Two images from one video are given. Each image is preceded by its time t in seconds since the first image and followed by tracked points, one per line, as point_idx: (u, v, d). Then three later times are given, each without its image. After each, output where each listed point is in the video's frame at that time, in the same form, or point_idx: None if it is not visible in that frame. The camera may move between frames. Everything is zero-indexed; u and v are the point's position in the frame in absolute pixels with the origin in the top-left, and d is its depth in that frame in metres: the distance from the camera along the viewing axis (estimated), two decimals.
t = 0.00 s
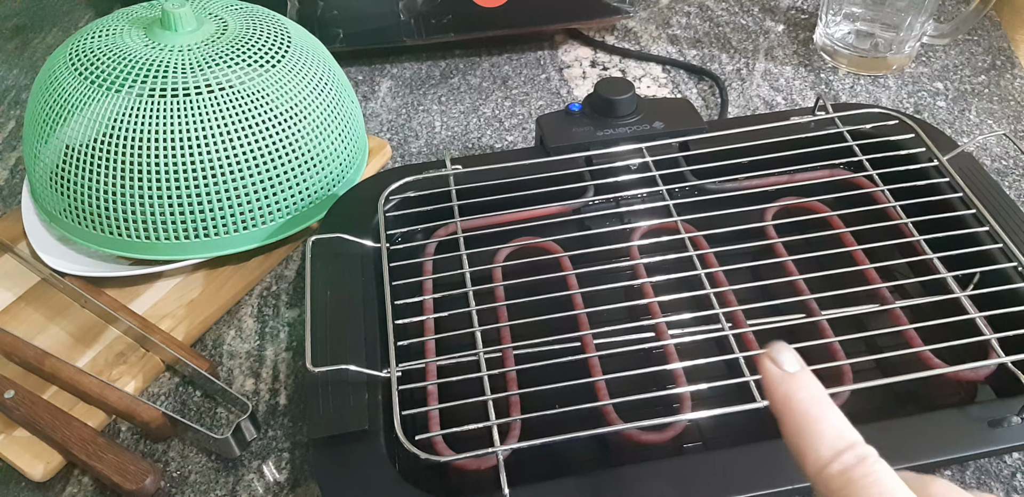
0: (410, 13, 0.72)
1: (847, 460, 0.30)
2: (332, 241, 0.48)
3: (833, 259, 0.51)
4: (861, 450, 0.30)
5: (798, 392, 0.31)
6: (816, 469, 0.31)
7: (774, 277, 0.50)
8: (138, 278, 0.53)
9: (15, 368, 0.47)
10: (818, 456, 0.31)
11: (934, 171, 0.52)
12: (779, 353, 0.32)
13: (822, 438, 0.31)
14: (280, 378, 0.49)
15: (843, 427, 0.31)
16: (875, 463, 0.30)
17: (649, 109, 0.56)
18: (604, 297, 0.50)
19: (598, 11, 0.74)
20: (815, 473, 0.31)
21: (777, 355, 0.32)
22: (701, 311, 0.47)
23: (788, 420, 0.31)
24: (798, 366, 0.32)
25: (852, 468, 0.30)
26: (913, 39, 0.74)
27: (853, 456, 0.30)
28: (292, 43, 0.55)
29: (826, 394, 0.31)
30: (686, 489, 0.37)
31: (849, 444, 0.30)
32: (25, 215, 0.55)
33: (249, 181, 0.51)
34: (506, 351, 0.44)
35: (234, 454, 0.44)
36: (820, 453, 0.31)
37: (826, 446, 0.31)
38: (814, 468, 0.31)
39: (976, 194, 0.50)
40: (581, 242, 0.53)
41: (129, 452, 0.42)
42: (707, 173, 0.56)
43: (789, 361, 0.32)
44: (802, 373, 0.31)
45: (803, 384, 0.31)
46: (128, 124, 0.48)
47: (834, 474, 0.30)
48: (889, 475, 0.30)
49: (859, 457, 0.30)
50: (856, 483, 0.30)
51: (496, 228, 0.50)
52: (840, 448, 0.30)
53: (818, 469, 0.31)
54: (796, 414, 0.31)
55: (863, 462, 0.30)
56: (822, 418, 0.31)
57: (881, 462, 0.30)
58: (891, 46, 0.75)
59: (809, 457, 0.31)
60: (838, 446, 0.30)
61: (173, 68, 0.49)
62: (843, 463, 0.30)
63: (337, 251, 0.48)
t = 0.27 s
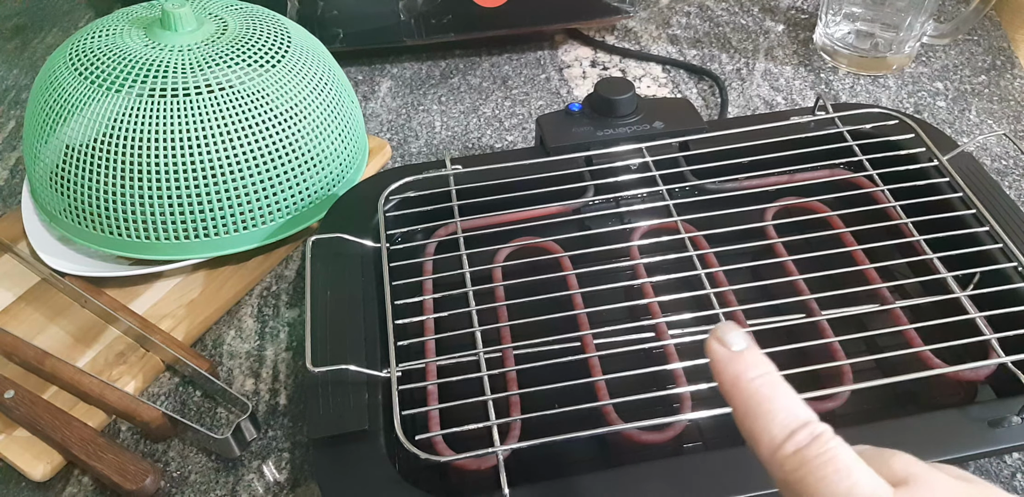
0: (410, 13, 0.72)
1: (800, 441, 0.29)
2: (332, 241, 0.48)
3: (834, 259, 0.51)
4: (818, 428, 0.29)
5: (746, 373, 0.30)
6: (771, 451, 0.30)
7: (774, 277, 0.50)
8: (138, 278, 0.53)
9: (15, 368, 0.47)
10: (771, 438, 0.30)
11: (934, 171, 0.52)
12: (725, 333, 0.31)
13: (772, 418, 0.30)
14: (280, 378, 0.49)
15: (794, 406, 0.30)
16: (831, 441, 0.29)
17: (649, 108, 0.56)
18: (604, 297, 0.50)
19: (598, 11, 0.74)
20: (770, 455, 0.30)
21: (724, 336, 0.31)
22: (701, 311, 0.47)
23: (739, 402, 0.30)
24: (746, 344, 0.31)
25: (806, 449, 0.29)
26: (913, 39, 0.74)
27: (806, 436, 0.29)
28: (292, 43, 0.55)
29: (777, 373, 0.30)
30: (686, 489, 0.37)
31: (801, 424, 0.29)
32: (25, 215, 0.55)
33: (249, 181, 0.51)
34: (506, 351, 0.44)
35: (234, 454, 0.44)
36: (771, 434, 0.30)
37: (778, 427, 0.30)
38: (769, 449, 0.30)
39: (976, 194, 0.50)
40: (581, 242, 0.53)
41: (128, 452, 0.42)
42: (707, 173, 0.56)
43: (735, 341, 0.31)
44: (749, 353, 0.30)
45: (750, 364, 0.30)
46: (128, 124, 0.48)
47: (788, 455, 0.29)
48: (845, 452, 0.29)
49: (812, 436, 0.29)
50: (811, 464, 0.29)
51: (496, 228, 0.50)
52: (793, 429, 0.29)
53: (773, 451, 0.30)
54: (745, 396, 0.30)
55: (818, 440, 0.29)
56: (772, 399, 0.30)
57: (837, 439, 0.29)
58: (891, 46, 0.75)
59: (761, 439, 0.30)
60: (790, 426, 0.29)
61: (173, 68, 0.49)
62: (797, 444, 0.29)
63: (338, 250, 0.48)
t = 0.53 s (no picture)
0: (410, 13, 0.72)
1: (771, 442, 0.30)
2: (333, 241, 0.48)
3: (833, 259, 0.51)
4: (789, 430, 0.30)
5: (717, 378, 0.31)
6: (745, 454, 0.31)
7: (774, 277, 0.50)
8: (138, 278, 0.53)
9: (15, 368, 0.47)
10: (744, 440, 0.31)
11: (934, 171, 0.52)
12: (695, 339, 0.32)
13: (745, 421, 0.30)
14: (280, 378, 0.49)
15: (765, 408, 0.30)
16: (802, 442, 0.30)
17: (649, 109, 0.56)
18: (604, 297, 0.50)
19: (598, 10, 0.74)
20: (743, 458, 0.31)
21: (695, 342, 0.32)
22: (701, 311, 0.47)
23: (711, 406, 0.31)
24: (717, 350, 0.31)
25: (778, 450, 0.30)
26: (913, 39, 0.74)
27: (776, 437, 0.30)
28: (292, 43, 0.55)
29: (747, 377, 0.31)
30: (686, 489, 0.37)
31: (772, 426, 0.30)
32: (25, 215, 0.55)
33: (249, 181, 0.51)
34: (506, 351, 0.44)
35: (234, 454, 0.44)
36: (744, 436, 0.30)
37: (750, 430, 0.30)
38: (743, 452, 0.31)
39: (976, 194, 0.50)
40: (581, 243, 0.53)
41: (128, 452, 0.42)
42: (707, 173, 0.56)
43: (707, 347, 0.31)
44: (720, 358, 0.31)
45: (721, 369, 0.31)
46: (128, 124, 0.48)
47: (761, 457, 0.30)
48: (816, 452, 0.30)
49: (783, 437, 0.30)
50: (783, 465, 0.30)
51: (496, 228, 0.50)
52: (765, 431, 0.30)
53: (746, 453, 0.31)
54: (716, 400, 0.31)
55: (790, 442, 0.30)
56: (742, 402, 0.30)
57: (808, 440, 0.30)
58: (891, 46, 0.75)
59: (735, 442, 0.31)
60: (762, 427, 0.30)
61: (173, 68, 0.49)
62: (770, 446, 0.30)
63: (338, 250, 0.48)
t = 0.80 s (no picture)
0: (410, 13, 0.72)
1: (753, 429, 0.33)
2: (333, 241, 0.48)
3: (833, 259, 0.51)
4: (770, 417, 0.33)
5: (703, 365, 0.34)
6: (727, 440, 0.34)
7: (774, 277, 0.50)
8: (138, 278, 0.53)
9: (15, 368, 0.47)
10: (726, 427, 0.34)
11: (934, 171, 0.52)
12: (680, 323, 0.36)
13: (729, 408, 0.34)
14: (280, 378, 0.49)
15: (747, 397, 0.34)
16: (782, 429, 0.33)
17: (649, 109, 0.56)
18: (604, 297, 0.50)
19: (598, 11, 0.74)
20: (725, 443, 0.34)
21: (681, 331, 0.35)
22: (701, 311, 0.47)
23: (698, 393, 0.35)
24: (702, 337, 0.35)
25: (759, 436, 0.33)
26: (913, 39, 0.74)
27: (755, 423, 0.33)
28: (292, 43, 0.55)
29: (731, 366, 0.34)
30: (687, 489, 0.37)
31: (752, 413, 0.33)
32: (25, 215, 0.55)
33: (249, 181, 0.51)
34: (506, 351, 0.44)
35: (234, 454, 0.44)
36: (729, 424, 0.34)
37: (732, 416, 0.34)
38: (725, 437, 0.34)
39: (976, 194, 0.50)
40: (581, 243, 0.53)
41: (128, 452, 0.42)
42: (707, 173, 0.56)
43: (692, 334, 0.35)
44: (703, 346, 0.35)
45: (705, 357, 0.34)
46: (128, 124, 0.48)
47: (742, 442, 0.33)
48: (795, 439, 0.33)
49: (765, 425, 0.33)
50: (763, 449, 0.33)
51: (496, 228, 0.50)
52: (747, 416, 0.33)
53: (729, 438, 0.34)
54: (703, 386, 0.34)
55: (770, 427, 0.33)
56: (725, 389, 0.34)
57: (788, 428, 0.33)
58: (891, 46, 0.75)
59: (718, 428, 0.34)
60: (743, 414, 0.33)
61: (173, 68, 0.49)
62: (751, 431, 0.33)
63: (338, 250, 0.48)
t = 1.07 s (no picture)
0: (410, 13, 0.72)
1: (736, 440, 0.32)
2: (332, 241, 0.48)
3: (834, 259, 0.51)
4: (754, 431, 0.32)
5: (693, 379, 0.33)
6: (710, 451, 0.32)
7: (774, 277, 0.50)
8: (138, 278, 0.53)
9: (15, 368, 0.47)
10: (711, 439, 0.32)
11: (934, 171, 0.52)
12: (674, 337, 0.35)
13: (713, 421, 0.32)
14: (280, 378, 0.49)
15: (735, 411, 0.32)
16: (764, 443, 0.31)
17: (649, 109, 0.56)
18: (604, 297, 0.50)
19: (598, 10, 0.74)
20: (708, 454, 0.33)
21: (674, 346, 0.34)
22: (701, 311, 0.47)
23: (685, 405, 0.33)
24: (695, 352, 0.33)
25: (740, 448, 0.32)
26: (913, 39, 0.74)
27: (739, 437, 0.32)
28: (292, 43, 0.55)
29: (721, 381, 0.33)
30: (687, 489, 0.37)
31: (739, 427, 0.32)
32: (25, 215, 0.55)
33: (249, 181, 0.51)
34: (506, 351, 0.44)
35: (234, 454, 0.44)
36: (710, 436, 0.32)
37: (717, 429, 0.32)
38: (708, 448, 0.32)
39: (976, 194, 0.50)
40: (581, 243, 0.53)
41: (128, 452, 0.42)
42: (707, 173, 0.56)
43: (684, 349, 0.33)
44: (696, 361, 0.33)
45: (696, 371, 0.33)
46: (128, 124, 0.48)
47: (723, 454, 0.32)
48: (778, 453, 0.32)
49: (748, 438, 0.32)
50: (743, 461, 0.31)
51: (495, 228, 0.50)
52: (730, 430, 0.32)
53: (711, 449, 0.32)
54: (689, 399, 0.33)
55: (754, 441, 0.31)
56: (714, 402, 0.32)
57: (771, 442, 0.32)
58: (891, 46, 0.75)
59: (703, 439, 0.33)
60: (728, 427, 0.32)
61: (173, 68, 0.49)
62: (734, 444, 0.32)
63: (338, 250, 0.48)
